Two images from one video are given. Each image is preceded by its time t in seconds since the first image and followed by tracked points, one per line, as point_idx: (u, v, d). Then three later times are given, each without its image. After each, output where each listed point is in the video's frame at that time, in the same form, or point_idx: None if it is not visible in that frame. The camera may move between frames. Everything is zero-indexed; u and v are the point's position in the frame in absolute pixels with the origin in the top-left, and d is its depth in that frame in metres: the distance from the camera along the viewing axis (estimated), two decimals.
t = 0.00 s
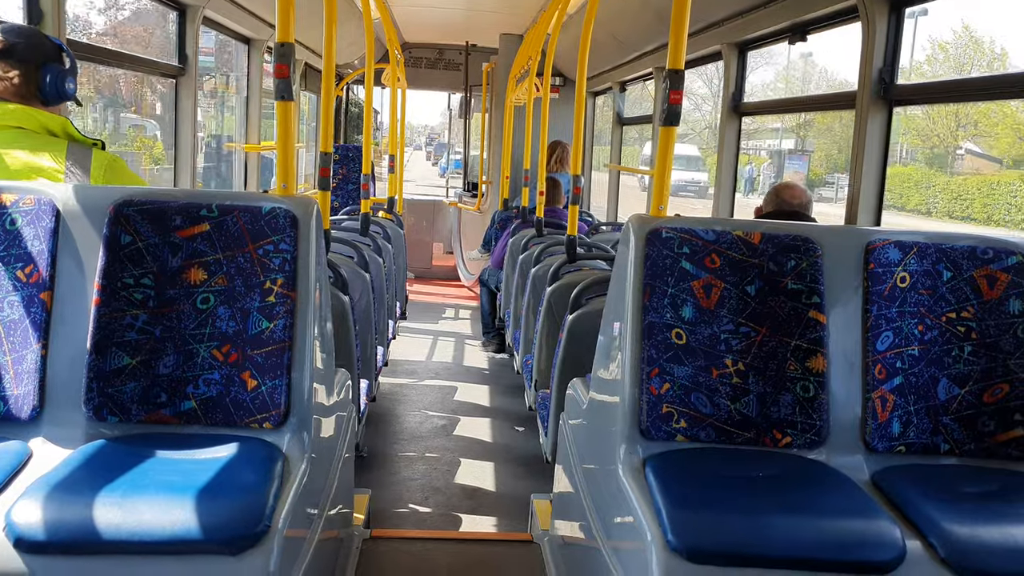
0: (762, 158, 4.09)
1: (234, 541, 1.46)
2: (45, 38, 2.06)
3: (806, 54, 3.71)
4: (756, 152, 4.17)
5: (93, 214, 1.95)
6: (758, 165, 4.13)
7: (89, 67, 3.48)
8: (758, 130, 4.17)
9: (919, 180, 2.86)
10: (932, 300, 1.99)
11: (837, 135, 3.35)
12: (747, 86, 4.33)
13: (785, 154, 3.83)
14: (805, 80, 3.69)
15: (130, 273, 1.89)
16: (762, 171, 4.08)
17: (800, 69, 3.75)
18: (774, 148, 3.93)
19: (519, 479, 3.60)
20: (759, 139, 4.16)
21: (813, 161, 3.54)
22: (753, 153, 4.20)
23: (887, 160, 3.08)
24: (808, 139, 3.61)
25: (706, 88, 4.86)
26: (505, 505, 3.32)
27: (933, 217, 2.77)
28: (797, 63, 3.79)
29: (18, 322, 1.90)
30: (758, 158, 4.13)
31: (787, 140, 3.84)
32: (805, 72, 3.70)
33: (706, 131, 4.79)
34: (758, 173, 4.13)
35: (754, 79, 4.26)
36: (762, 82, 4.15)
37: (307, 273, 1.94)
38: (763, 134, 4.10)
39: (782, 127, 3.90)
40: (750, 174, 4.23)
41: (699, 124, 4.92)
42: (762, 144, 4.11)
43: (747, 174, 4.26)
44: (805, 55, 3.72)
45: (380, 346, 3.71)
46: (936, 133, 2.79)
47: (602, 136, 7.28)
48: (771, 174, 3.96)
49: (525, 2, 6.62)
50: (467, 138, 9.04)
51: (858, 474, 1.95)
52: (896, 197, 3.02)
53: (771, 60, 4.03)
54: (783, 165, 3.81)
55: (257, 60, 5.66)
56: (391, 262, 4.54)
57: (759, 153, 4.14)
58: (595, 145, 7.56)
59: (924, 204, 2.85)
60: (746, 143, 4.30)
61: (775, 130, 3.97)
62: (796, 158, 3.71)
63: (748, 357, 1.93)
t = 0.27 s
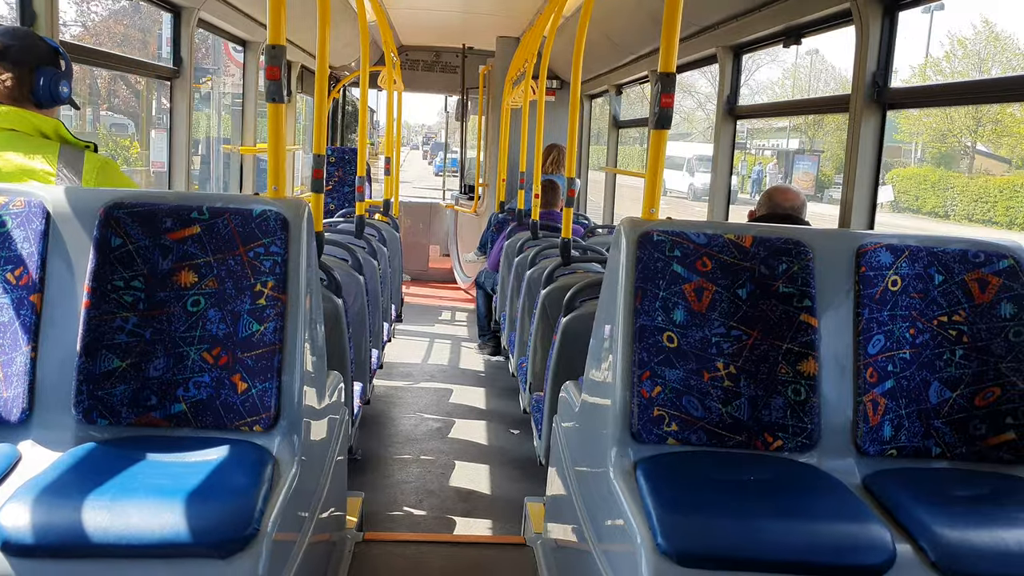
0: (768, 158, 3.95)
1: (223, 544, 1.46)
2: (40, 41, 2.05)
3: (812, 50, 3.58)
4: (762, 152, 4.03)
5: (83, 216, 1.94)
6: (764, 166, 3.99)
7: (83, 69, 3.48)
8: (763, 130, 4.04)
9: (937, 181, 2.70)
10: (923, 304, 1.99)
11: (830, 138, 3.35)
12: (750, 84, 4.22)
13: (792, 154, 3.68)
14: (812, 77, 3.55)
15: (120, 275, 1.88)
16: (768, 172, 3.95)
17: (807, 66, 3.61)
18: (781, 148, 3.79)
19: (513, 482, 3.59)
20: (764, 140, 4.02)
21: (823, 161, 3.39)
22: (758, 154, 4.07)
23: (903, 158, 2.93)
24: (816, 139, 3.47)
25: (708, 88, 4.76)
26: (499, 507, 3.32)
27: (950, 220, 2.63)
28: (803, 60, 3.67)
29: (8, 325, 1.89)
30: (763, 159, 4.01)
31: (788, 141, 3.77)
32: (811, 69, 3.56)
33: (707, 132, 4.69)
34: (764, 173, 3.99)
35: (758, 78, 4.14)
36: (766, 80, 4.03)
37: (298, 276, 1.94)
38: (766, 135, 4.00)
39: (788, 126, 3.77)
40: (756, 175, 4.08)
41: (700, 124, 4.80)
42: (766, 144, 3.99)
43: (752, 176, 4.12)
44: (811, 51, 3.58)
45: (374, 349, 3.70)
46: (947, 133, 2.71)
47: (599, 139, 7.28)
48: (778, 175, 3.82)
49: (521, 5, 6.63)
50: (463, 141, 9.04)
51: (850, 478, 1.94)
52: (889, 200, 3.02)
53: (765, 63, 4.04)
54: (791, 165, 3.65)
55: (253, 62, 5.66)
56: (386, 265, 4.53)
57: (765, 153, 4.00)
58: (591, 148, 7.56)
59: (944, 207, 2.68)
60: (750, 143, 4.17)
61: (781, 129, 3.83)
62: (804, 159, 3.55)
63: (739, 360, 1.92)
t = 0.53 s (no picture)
0: (777, 158, 3.85)
1: (228, 548, 1.46)
2: (41, 45, 2.06)
3: (820, 48, 3.47)
4: (771, 152, 3.93)
5: (84, 221, 1.94)
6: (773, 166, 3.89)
7: (82, 73, 3.48)
8: (771, 129, 3.94)
9: (955, 182, 2.63)
10: (924, 302, 1.99)
11: (829, 137, 3.35)
12: (758, 82, 4.12)
13: (802, 154, 3.58)
14: (823, 75, 3.43)
15: (122, 280, 1.89)
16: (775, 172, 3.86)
17: (816, 64, 3.51)
18: (790, 148, 3.70)
19: (515, 482, 3.60)
20: (773, 139, 3.92)
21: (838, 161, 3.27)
22: (767, 154, 3.98)
23: (918, 158, 2.86)
24: (826, 138, 3.37)
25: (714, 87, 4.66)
26: (501, 508, 3.32)
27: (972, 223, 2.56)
28: (811, 56, 3.57)
29: (10, 330, 1.89)
30: (771, 159, 3.92)
31: (797, 140, 3.67)
32: (820, 67, 3.47)
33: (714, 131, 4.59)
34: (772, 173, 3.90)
35: (765, 75, 4.04)
36: (773, 78, 3.94)
37: (300, 279, 1.94)
38: (774, 134, 3.92)
39: (797, 125, 3.67)
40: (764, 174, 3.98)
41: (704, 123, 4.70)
42: (775, 143, 3.89)
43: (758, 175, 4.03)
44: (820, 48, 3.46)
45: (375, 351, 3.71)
46: (954, 132, 2.68)
47: (597, 138, 7.29)
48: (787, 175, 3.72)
49: (519, 6, 6.64)
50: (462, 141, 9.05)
51: (852, 476, 1.95)
52: (889, 199, 3.03)
53: (764, 62, 4.05)
54: (800, 165, 3.54)
55: (251, 64, 5.66)
56: (386, 266, 4.54)
57: (774, 153, 3.90)
58: (590, 148, 7.57)
59: (966, 209, 2.60)
60: (759, 143, 4.07)
61: (791, 128, 3.73)
62: (815, 159, 3.45)
63: (741, 360, 1.93)
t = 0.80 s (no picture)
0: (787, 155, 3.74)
1: (228, 545, 1.46)
2: (35, 44, 2.05)
3: (829, 43, 3.36)
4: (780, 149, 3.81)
5: (82, 220, 1.94)
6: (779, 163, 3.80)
7: (78, 73, 3.47)
8: (781, 127, 3.83)
9: (976, 182, 2.54)
10: (923, 296, 1.99)
11: (827, 132, 3.35)
12: (764, 77, 4.02)
13: (812, 152, 3.47)
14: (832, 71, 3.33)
15: (120, 279, 1.88)
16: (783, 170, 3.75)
17: (824, 59, 3.40)
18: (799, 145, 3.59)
19: (514, 479, 3.60)
20: (783, 136, 3.81)
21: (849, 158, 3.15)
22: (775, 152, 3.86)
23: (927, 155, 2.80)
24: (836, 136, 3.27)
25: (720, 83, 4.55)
26: (501, 506, 3.32)
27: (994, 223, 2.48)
28: (819, 50, 3.47)
29: (8, 330, 1.88)
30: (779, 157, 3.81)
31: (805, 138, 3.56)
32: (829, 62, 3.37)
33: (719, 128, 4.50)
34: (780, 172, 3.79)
35: (772, 71, 3.94)
36: (782, 74, 3.84)
37: (298, 277, 1.93)
38: (783, 131, 3.82)
39: (806, 121, 3.56)
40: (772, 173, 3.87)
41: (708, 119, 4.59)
42: (785, 140, 3.78)
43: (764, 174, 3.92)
44: (828, 43, 3.36)
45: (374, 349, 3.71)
46: (951, 126, 2.68)
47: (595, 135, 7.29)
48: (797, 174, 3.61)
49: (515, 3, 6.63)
50: (459, 140, 9.04)
51: (852, 470, 1.95)
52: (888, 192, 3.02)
53: (761, 58, 4.05)
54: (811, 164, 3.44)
55: (247, 64, 5.65)
56: (385, 265, 4.54)
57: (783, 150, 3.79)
58: (587, 145, 7.56)
59: (987, 209, 2.52)
60: (768, 140, 3.96)
61: (799, 125, 3.62)
62: (826, 157, 3.34)
63: (740, 355, 1.93)
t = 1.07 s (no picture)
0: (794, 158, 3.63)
1: (225, 553, 1.46)
2: (29, 50, 2.04)
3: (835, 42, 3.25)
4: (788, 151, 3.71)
5: (78, 227, 1.94)
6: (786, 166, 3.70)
7: (74, 79, 3.47)
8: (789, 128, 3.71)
9: (996, 185, 2.44)
10: (919, 300, 2.00)
11: (823, 136, 3.36)
12: (770, 77, 3.91)
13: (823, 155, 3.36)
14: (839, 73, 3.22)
15: (116, 286, 1.88)
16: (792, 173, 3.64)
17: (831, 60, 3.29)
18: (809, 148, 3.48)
19: (511, 483, 3.60)
20: (791, 137, 3.69)
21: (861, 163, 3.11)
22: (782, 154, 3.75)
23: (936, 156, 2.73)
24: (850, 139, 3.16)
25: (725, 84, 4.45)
26: (498, 510, 3.32)
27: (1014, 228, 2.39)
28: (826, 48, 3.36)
29: (4, 337, 1.88)
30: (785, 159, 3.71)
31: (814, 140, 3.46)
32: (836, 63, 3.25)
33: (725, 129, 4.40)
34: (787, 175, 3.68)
35: (778, 71, 3.84)
36: (788, 73, 3.74)
37: (294, 284, 1.93)
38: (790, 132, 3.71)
39: (815, 122, 3.45)
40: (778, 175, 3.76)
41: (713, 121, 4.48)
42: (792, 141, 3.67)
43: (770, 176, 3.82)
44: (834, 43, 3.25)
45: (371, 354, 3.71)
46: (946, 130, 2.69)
47: (590, 138, 7.29)
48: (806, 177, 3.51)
49: (511, 7, 6.64)
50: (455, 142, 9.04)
51: (848, 475, 1.96)
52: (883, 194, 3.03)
53: (756, 61, 4.06)
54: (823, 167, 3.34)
55: (243, 68, 5.65)
56: (381, 269, 4.53)
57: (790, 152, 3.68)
58: (583, 147, 7.57)
59: (1010, 212, 2.40)
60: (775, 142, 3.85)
61: (807, 126, 3.52)
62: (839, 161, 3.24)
63: (736, 360, 1.93)
